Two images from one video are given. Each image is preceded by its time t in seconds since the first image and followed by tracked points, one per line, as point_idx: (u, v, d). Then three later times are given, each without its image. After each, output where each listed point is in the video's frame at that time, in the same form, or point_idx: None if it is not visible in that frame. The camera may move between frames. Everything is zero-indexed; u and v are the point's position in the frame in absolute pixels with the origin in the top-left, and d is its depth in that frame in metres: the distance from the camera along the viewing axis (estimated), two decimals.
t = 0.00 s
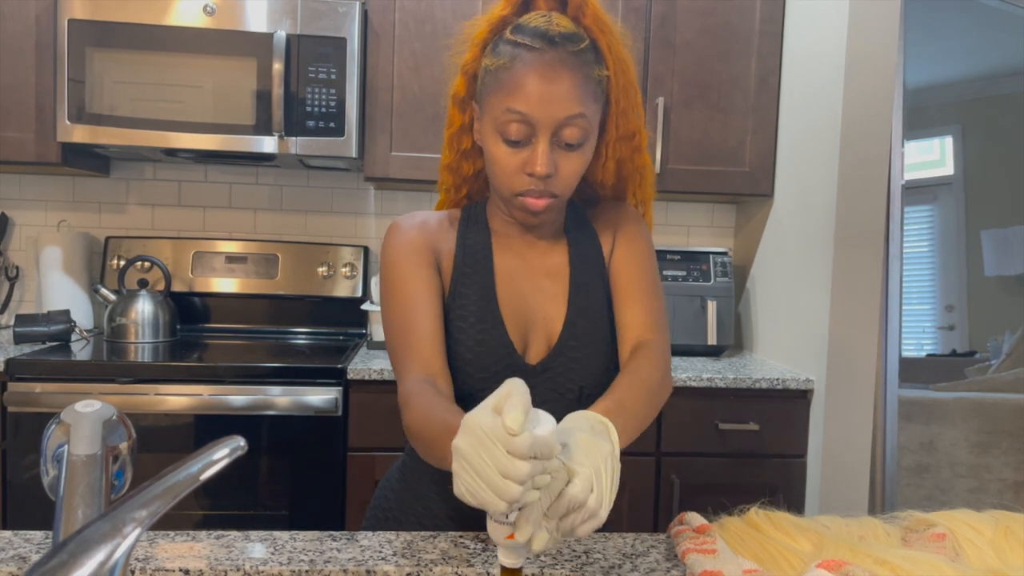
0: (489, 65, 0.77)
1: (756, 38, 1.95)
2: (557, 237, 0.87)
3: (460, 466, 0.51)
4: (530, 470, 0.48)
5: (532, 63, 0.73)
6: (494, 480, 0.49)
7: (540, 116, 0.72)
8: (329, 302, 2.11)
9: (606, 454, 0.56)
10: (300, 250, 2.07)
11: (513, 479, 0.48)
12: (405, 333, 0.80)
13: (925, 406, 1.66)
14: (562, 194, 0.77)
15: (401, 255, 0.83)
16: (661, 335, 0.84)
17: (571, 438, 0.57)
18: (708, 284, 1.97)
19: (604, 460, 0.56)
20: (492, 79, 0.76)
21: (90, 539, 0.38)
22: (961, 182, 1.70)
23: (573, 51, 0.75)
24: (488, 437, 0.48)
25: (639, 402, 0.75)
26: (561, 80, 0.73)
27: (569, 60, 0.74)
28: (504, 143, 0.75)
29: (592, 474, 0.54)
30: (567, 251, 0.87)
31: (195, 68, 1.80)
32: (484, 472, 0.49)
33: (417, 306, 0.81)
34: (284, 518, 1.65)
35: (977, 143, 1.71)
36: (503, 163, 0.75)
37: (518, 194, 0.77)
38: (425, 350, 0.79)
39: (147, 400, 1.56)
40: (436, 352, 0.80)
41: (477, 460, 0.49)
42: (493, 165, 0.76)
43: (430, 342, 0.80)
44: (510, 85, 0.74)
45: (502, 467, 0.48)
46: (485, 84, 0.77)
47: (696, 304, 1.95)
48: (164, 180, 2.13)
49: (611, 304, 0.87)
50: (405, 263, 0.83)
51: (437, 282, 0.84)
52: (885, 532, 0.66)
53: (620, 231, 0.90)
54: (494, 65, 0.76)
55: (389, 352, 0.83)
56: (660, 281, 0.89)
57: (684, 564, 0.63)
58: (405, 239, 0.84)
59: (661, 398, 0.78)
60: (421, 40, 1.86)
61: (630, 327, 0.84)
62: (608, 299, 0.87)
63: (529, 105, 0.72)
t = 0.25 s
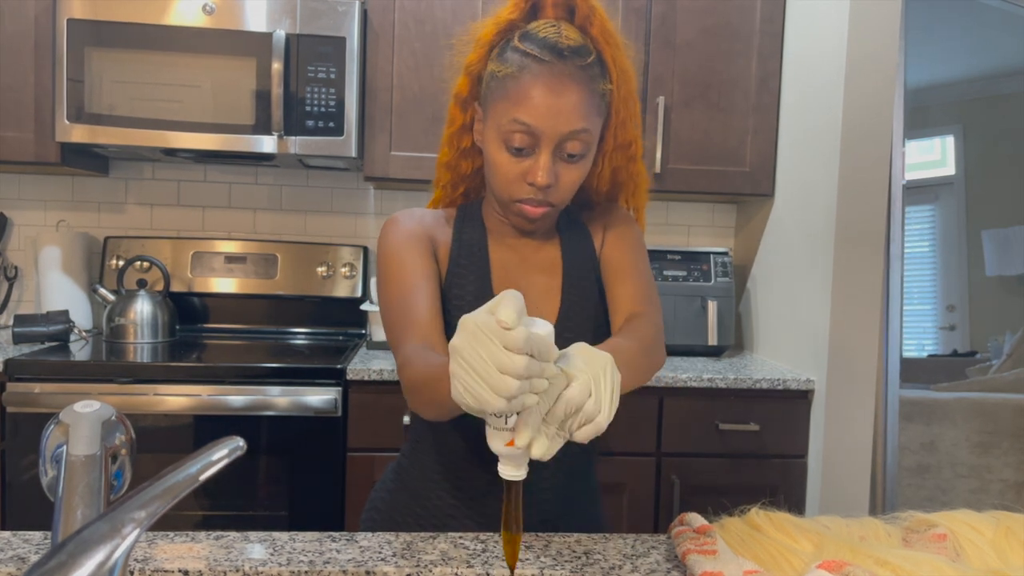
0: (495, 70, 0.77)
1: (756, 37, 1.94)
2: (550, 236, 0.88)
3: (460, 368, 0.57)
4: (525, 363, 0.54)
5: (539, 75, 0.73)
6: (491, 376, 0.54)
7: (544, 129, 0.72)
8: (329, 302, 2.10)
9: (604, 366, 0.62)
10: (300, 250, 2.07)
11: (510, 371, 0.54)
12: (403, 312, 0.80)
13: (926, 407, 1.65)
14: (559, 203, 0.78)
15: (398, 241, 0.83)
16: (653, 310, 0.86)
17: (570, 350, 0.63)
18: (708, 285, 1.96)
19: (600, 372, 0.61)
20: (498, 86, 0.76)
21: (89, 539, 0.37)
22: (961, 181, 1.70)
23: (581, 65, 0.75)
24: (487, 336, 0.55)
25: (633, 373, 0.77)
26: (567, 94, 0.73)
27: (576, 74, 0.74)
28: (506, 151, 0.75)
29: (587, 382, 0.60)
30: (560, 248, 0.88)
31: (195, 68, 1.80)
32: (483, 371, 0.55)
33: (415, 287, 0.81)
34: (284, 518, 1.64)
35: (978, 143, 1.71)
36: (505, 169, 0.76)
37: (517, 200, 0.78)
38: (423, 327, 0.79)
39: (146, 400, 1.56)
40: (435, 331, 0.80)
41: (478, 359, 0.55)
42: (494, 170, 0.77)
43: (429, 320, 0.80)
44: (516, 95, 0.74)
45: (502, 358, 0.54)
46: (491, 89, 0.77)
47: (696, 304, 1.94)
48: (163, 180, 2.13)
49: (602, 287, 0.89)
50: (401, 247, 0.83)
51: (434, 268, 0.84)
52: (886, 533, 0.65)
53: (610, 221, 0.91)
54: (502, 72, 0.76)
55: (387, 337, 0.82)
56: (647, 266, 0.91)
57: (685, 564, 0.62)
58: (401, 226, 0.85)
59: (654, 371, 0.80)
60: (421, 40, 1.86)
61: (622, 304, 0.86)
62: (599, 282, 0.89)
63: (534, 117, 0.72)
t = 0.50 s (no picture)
0: (489, 64, 0.77)
1: (756, 38, 1.94)
2: (549, 236, 0.88)
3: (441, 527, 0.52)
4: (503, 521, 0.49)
5: (533, 66, 0.73)
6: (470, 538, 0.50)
7: (540, 119, 0.73)
8: (329, 302, 2.10)
9: (588, 503, 0.56)
10: (300, 250, 2.07)
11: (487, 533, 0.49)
12: (396, 345, 0.80)
13: (926, 406, 1.65)
14: (556, 195, 0.77)
15: (390, 264, 0.83)
16: (643, 347, 0.84)
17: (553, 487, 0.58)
18: (708, 285, 1.97)
19: (586, 508, 0.56)
20: (492, 79, 0.76)
21: (89, 539, 0.38)
22: (961, 182, 1.70)
23: (574, 57, 0.75)
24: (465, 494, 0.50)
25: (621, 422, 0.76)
26: (562, 84, 0.73)
27: (570, 65, 0.74)
28: (501, 143, 0.75)
29: (574, 525, 0.54)
30: (557, 250, 0.88)
31: (195, 68, 1.80)
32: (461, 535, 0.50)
33: (408, 315, 0.81)
34: (284, 518, 1.64)
35: (978, 143, 1.71)
36: (500, 161, 0.75)
37: (511, 194, 0.77)
38: (417, 358, 0.80)
39: (146, 400, 1.56)
40: (429, 360, 0.80)
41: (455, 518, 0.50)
42: (489, 164, 0.76)
43: (423, 350, 0.80)
44: (510, 86, 0.74)
45: (480, 525, 0.49)
46: (484, 83, 0.77)
47: (696, 304, 1.94)
48: (163, 180, 2.13)
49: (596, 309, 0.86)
50: (393, 272, 0.82)
51: (428, 286, 0.84)
52: (885, 533, 0.65)
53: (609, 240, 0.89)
54: (495, 65, 0.76)
55: (382, 358, 0.83)
56: (649, 280, 0.88)
57: (685, 565, 0.62)
58: (393, 249, 0.84)
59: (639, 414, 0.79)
60: (420, 40, 1.86)
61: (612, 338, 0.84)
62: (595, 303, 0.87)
63: (529, 107, 0.72)
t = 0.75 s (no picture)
0: (485, 63, 0.77)
1: (756, 38, 1.95)
2: (549, 234, 0.88)
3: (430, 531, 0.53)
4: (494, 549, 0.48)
5: (530, 64, 0.73)
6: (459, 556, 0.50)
7: (537, 117, 0.73)
8: (329, 302, 2.11)
9: (588, 527, 0.56)
10: (301, 250, 2.07)
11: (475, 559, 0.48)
12: (393, 355, 0.81)
13: (926, 406, 1.66)
14: (555, 195, 0.77)
15: (387, 273, 0.83)
16: (643, 354, 0.84)
17: (553, 509, 0.57)
18: (708, 285, 1.97)
19: (585, 534, 0.55)
20: (489, 78, 0.76)
21: (90, 539, 0.38)
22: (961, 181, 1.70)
23: (571, 54, 0.75)
24: (461, 514, 0.49)
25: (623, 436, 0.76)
26: (559, 82, 0.73)
27: (567, 63, 0.74)
28: (499, 143, 0.75)
29: (572, 552, 0.54)
30: (557, 251, 0.88)
31: (195, 68, 1.80)
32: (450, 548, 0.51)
33: (405, 324, 0.81)
34: (284, 518, 1.65)
35: (977, 143, 1.71)
36: (499, 163, 0.75)
37: (510, 195, 0.77)
38: (413, 368, 0.80)
39: (146, 400, 1.56)
40: (425, 370, 0.80)
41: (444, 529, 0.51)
42: (487, 164, 0.77)
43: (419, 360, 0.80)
44: (507, 85, 0.74)
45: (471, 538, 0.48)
46: (481, 82, 0.77)
47: (696, 304, 1.95)
48: (164, 180, 2.13)
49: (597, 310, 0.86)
50: (390, 281, 0.82)
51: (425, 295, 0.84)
52: (885, 533, 0.66)
53: (609, 241, 0.89)
54: (491, 64, 0.76)
55: (380, 367, 0.83)
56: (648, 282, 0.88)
57: (685, 564, 0.63)
58: (389, 258, 0.84)
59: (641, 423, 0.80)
60: (421, 40, 1.87)
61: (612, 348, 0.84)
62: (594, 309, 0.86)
63: (526, 106, 0.73)
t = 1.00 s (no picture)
0: (483, 64, 0.77)
1: (756, 38, 1.94)
2: (545, 234, 0.88)
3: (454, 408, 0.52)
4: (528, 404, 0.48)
5: (528, 66, 0.73)
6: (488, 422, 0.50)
7: (536, 120, 0.72)
8: (329, 302, 2.10)
9: (611, 398, 0.58)
10: (300, 250, 2.07)
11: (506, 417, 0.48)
12: (395, 329, 0.80)
13: (926, 407, 1.65)
14: (553, 195, 0.78)
15: (386, 257, 0.83)
16: (649, 327, 0.85)
17: (576, 383, 0.58)
18: (708, 285, 1.97)
19: (609, 405, 0.57)
20: (487, 79, 0.76)
21: (89, 539, 0.38)
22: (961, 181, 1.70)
23: (570, 57, 0.75)
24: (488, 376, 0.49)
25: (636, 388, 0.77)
26: (558, 85, 0.73)
27: (565, 65, 0.74)
28: (498, 144, 0.75)
29: (597, 419, 0.55)
30: (552, 249, 0.88)
31: (195, 68, 1.80)
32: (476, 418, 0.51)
33: (409, 297, 0.81)
34: (284, 518, 1.64)
35: (977, 143, 1.71)
36: (497, 163, 0.75)
37: (509, 196, 0.77)
38: (415, 339, 0.79)
39: (146, 400, 1.56)
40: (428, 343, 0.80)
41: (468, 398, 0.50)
42: (485, 165, 0.77)
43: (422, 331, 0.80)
44: (505, 87, 0.73)
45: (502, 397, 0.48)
46: (479, 82, 0.77)
47: (696, 304, 1.95)
48: (164, 180, 2.13)
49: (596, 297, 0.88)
50: (390, 262, 0.83)
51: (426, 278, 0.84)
52: (885, 533, 0.65)
53: (600, 231, 0.91)
54: (490, 65, 0.76)
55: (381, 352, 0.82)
56: (644, 275, 0.90)
57: (684, 564, 0.62)
58: (388, 242, 0.84)
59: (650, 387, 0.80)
60: (421, 40, 1.86)
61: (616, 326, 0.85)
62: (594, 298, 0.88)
63: (524, 108, 0.72)
